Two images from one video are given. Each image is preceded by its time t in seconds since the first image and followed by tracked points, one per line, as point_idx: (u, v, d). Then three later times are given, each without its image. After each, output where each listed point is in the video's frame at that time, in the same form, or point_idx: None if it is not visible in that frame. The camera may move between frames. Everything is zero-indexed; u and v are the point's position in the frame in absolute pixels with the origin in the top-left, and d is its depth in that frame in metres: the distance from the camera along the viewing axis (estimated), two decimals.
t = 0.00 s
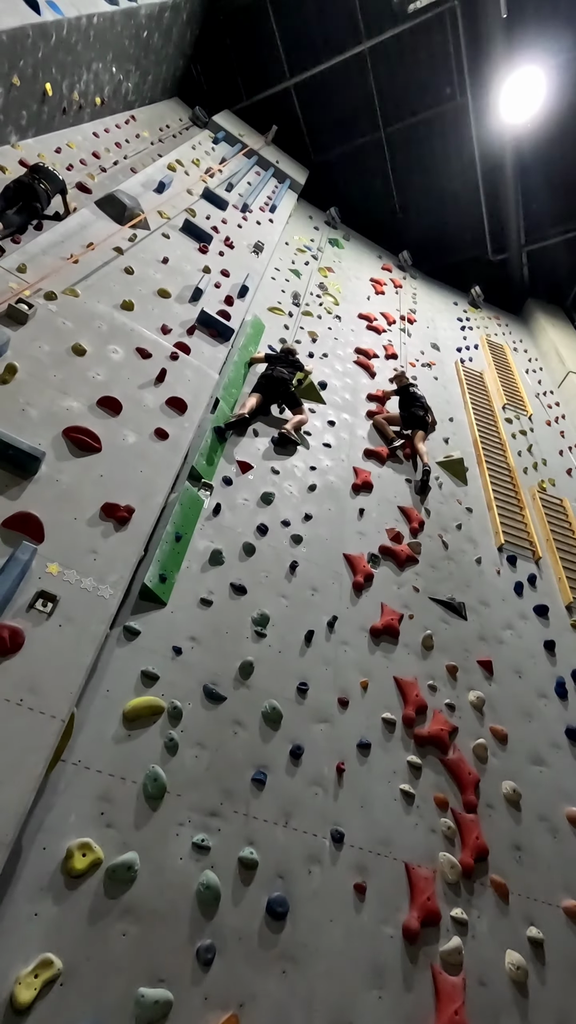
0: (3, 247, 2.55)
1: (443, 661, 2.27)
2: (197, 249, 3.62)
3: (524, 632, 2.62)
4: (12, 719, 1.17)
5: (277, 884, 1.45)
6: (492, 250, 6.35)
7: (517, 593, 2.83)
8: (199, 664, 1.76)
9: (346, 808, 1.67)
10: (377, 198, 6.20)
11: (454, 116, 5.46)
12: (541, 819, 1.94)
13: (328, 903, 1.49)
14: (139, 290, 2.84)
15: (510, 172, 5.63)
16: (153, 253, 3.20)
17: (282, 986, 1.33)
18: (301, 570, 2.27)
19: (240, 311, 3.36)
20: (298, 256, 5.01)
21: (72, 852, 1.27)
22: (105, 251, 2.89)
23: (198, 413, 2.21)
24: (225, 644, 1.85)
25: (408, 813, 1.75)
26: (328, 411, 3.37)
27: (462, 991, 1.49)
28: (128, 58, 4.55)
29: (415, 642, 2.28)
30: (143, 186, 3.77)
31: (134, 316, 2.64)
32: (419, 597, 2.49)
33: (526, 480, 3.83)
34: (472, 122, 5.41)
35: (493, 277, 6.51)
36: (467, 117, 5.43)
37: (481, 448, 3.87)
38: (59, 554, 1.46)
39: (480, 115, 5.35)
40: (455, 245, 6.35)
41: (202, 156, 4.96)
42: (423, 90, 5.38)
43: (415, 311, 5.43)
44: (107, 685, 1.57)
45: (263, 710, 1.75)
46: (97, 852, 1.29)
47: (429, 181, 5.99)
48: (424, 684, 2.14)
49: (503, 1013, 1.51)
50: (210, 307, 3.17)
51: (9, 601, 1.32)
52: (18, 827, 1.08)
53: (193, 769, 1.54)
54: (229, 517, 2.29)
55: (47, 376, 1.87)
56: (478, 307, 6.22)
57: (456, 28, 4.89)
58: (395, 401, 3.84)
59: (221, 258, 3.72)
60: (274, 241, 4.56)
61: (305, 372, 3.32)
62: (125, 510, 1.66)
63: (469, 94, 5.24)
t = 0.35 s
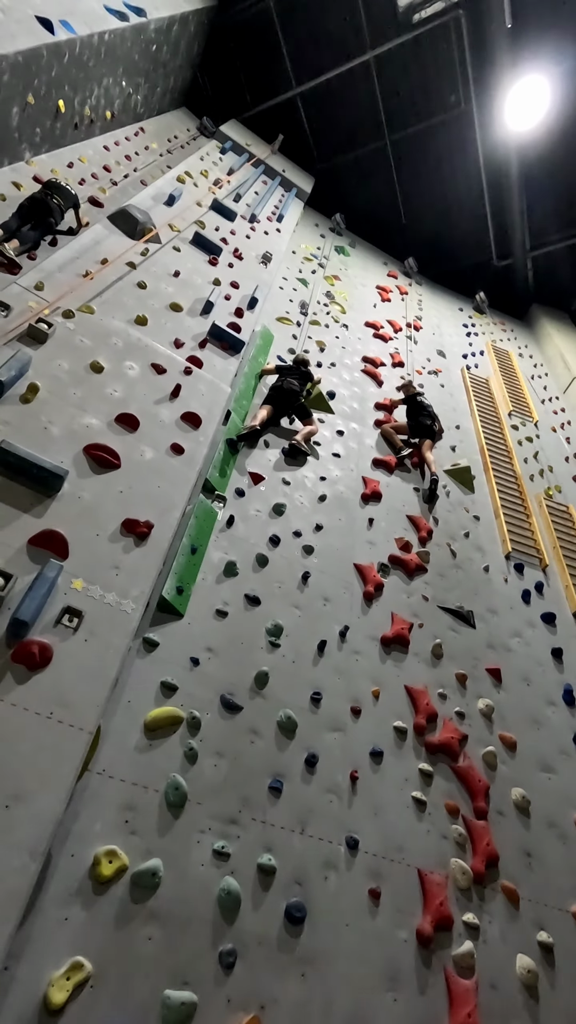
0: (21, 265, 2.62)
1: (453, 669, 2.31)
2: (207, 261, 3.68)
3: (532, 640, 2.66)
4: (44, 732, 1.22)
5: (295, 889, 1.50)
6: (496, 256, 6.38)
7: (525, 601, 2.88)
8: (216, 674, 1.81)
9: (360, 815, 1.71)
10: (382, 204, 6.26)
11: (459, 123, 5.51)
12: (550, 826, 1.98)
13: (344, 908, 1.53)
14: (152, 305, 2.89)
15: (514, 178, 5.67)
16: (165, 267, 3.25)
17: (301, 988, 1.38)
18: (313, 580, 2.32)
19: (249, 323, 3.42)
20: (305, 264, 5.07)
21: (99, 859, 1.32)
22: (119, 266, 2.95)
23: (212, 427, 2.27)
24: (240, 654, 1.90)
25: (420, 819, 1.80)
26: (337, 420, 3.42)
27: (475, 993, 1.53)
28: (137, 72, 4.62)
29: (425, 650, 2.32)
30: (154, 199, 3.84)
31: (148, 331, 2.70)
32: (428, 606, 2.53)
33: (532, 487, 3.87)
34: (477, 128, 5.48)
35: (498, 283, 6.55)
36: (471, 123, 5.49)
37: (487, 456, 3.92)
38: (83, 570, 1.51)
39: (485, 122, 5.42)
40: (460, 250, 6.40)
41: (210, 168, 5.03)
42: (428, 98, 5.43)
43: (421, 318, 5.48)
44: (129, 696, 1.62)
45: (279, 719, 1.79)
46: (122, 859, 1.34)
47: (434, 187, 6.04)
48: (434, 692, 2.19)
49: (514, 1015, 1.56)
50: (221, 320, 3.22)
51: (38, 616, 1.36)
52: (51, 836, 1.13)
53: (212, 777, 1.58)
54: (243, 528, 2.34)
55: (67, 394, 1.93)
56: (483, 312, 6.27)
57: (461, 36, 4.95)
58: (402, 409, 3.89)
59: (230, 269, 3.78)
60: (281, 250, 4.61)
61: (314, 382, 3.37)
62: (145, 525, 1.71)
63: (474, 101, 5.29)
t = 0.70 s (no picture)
0: (39, 281, 2.68)
1: (464, 676, 2.36)
2: (218, 273, 3.73)
3: (542, 646, 2.71)
4: (77, 742, 1.27)
5: (315, 892, 1.55)
6: (503, 259, 6.41)
7: (534, 606, 2.92)
8: (235, 683, 1.86)
9: (377, 820, 1.77)
10: (389, 209, 6.32)
11: (465, 128, 5.55)
12: (561, 830, 2.03)
13: (363, 910, 1.58)
14: (166, 318, 2.95)
15: (520, 182, 5.69)
16: (177, 280, 3.31)
17: (322, 987, 1.43)
18: (327, 588, 2.37)
19: (260, 333, 3.47)
20: (313, 272, 5.12)
21: (129, 864, 1.38)
22: (133, 281, 3.01)
23: (228, 440, 2.32)
24: (258, 663, 1.96)
25: (434, 824, 1.85)
26: (347, 428, 3.47)
27: (490, 993, 1.58)
28: (147, 85, 4.68)
29: (437, 657, 2.37)
30: (165, 212, 3.90)
31: (163, 345, 2.76)
32: (439, 613, 2.58)
33: (541, 493, 3.91)
34: (483, 133, 5.51)
35: (505, 286, 6.59)
36: (477, 127, 5.52)
37: (496, 462, 3.96)
38: (109, 585, 1.57)
39: (491, 126, 5.46)
40: (466, 254, 6.44)
41: (219, 178, 5.09)
42: (434, 103, 5.48)
43: (428, 323, 5.52)
44: (152, 705, 1.68)
45: (296, 727, 1.85)
46: (151, 863, 1.40)
47: (440, 191, 6.08)
48: (447, 698, 2.23)
49: (528, 1014, 1.61)
50: (233, 331, 3.28)
51: (68, 631, 1.42)
52: (87, 842, 1.18)
53: (234, 784, 1.64)
54: (258, 538, 2.39)
55: (89, 411, 1.98)
56: (489, 316, 6.30)
57: (466, 42, 5.01)
58: (411, 416, 3.94)
59: (240, 280, 3.84)
60: (290, 259, 4.67)
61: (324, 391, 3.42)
62: (166, 540, 1.77)
63: (480, 106, 5.33)
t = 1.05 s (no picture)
0: (60, 301, 2.76)
1: (480, 683, 2.41)
2: (231, 285, 3.80)
3: (556, 652, 2.75)
4: (113, 753, 1.34)
5: (340, 896, 1.61)
6: (511, 260, 6.40)
7: (548, 612, 2.96)
8: (257, 693, 1.92)
9: (397, 826, 1.82)
10: (397, 215, 6.37)
11: (472, 133, 5.59)
12: None
13: (386, 913, 1.64)
14: (183, 334, 3.02)
15: (528, 184, 5.71)
16: (192, 295, 3.38)
17: (349, 988, 1.48)
18: (344, 598, 2.42)
19: (274, 345, 3.54)
20: (323, 280, 5.18)
21: (162, 869, 1.44)
22: (150, 298, 3.08)
23: (246, 455, 2.38)
24: (279, 673, 2.01)
25: (453, 829, 1.90)
26: (360, 437, 3.52)
27: (511, 994, 1.63)
28: (158, 101, 4.76)
29: (453, 664, 2.42)
30: (178, 227, 3.98)
31: (180, 362, 2.83)
32: (455, 621, 2.63)
33: (553, 497, 3.95)
34: (490, 138, 5.55)
35: (514, 289, 6.61)
36: (485, 132, 5.56)
37: (507, 467, 4.00)
38: (138, 600, 1.64)
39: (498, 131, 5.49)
40: (474, 257, 6.46)
41: (230, 190, 5.17)
42: (441, 108, 5.52)
43: (438, 329, 5.56)
44: (179, 716, 1.74)
45: (318, 735, 1.90)
46: (183, 869, 1.46)
47: (448, 196, 6.12)
48: (463, 705, 2.28)
49: (548, 1015, 1.65)
50: (247, 344, 3.35)
51: (101, 646, 1.49)
52: (125, 848, 1.24)
53: (259, 791, 1.70)
54: (276, 549, 2.45)
55: (113, 431, 2.05)
56: (498, 320, 6.34)
57: (473, 46, 5.07)
58: (423, 423, 3.99)
59: (253, 292, 3.90)
60: (301, 268, 4.73)
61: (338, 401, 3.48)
62: (190, 555, 1.83)
63: (487, 111, 5.38)
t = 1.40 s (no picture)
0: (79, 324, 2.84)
1: (496, 691, 2.45)
2: (244, 300, 3.88)
3: (571, 659, 2.79)
4: (145, 769, 1.40)
5: (363, 904, 1.66)
6: (520, 263, 6.43)
7: (562, 619, 3.00)
8: (279, 706, 1.98)
9: (418, 834, 1.87)
10: (405, 221, 6.43)
11: (479, 138, 5.64)
12: None
13: (408, 920, 1.69)
14: (198, 352, 3.10)
15: (535, 187, 5.73)
16: (206, 312, 3.46)
17: (374, 993, 1.54)
18: (361, 610, 2.48)
19: (287, 359, 3.60)
20: (333, 290, 5.25)
21: (193, 878, 1.51)
22: (166, 317, 3.16)
23: (263, 471, 2.45)
24: (300, 685, 2.07)
25: (472, 837, 1.95)
26: (373, 448, 3.58)
27: (531, 998, 1.68)
28: (169, 119, 4.85)
29: (468, 674, 2.47)
30: (191, 244, 4.07)
31: (197, 380, 2.90)
32: (470, 630, 2.68)
33: (565, 503, 3.98)
34: (497, 142, 5.61)
35: (523, 292, 6.65)
36: (492, 135, 5.59)
37: (519, 474, 4.04)
38: (164, 619, 1.71)
39: (504, 134, 5.54)
40: (483, 260, 6.50)
41: (240, 204, 5.25)
42: (447, 115, 5.57)
43: (448, 335, 5.61)
44: (205, 730, 1.81)
45: (338, 746, 1.96)
46: (213, 878, 1.52)
47: (455, 200, 6.16)
48: (480, 714, 2.33)
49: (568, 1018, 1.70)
50: (261, 359, 3.42)
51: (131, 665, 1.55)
52: (159, 860, 1.31)
53: (283, 802, 1.76)
54: (293, 563, 2.51)
55: (136, 453, 2.13)
56: (508, 323, 6.37)
57: (478, 54, 5.17)
58: (434, 432, 4.04)
59: (265, 306, 3.97)
60: (311, 280, 4.80)
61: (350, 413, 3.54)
62: (213, 573, 1.90)
63: (493, 115, 5.43)
